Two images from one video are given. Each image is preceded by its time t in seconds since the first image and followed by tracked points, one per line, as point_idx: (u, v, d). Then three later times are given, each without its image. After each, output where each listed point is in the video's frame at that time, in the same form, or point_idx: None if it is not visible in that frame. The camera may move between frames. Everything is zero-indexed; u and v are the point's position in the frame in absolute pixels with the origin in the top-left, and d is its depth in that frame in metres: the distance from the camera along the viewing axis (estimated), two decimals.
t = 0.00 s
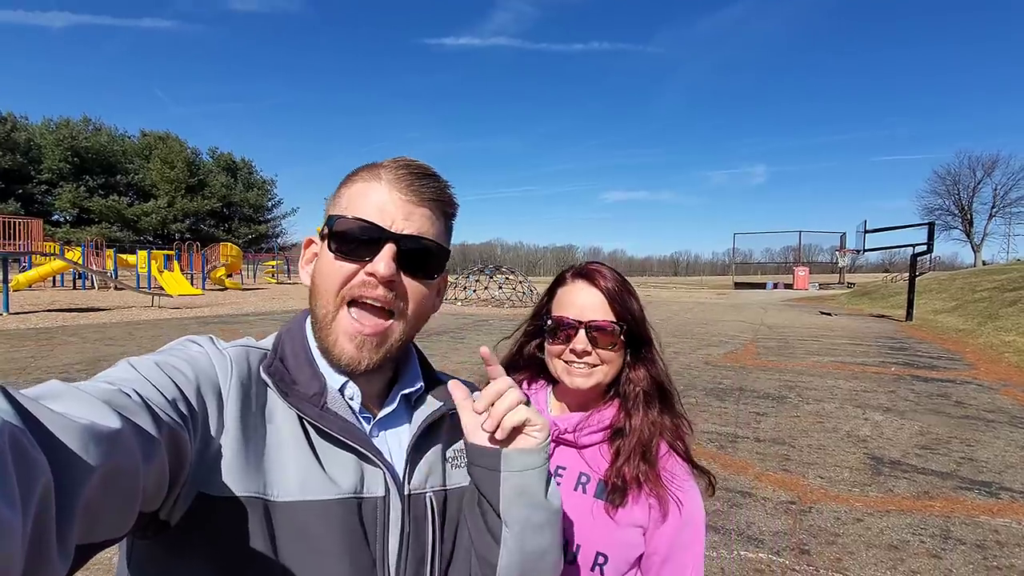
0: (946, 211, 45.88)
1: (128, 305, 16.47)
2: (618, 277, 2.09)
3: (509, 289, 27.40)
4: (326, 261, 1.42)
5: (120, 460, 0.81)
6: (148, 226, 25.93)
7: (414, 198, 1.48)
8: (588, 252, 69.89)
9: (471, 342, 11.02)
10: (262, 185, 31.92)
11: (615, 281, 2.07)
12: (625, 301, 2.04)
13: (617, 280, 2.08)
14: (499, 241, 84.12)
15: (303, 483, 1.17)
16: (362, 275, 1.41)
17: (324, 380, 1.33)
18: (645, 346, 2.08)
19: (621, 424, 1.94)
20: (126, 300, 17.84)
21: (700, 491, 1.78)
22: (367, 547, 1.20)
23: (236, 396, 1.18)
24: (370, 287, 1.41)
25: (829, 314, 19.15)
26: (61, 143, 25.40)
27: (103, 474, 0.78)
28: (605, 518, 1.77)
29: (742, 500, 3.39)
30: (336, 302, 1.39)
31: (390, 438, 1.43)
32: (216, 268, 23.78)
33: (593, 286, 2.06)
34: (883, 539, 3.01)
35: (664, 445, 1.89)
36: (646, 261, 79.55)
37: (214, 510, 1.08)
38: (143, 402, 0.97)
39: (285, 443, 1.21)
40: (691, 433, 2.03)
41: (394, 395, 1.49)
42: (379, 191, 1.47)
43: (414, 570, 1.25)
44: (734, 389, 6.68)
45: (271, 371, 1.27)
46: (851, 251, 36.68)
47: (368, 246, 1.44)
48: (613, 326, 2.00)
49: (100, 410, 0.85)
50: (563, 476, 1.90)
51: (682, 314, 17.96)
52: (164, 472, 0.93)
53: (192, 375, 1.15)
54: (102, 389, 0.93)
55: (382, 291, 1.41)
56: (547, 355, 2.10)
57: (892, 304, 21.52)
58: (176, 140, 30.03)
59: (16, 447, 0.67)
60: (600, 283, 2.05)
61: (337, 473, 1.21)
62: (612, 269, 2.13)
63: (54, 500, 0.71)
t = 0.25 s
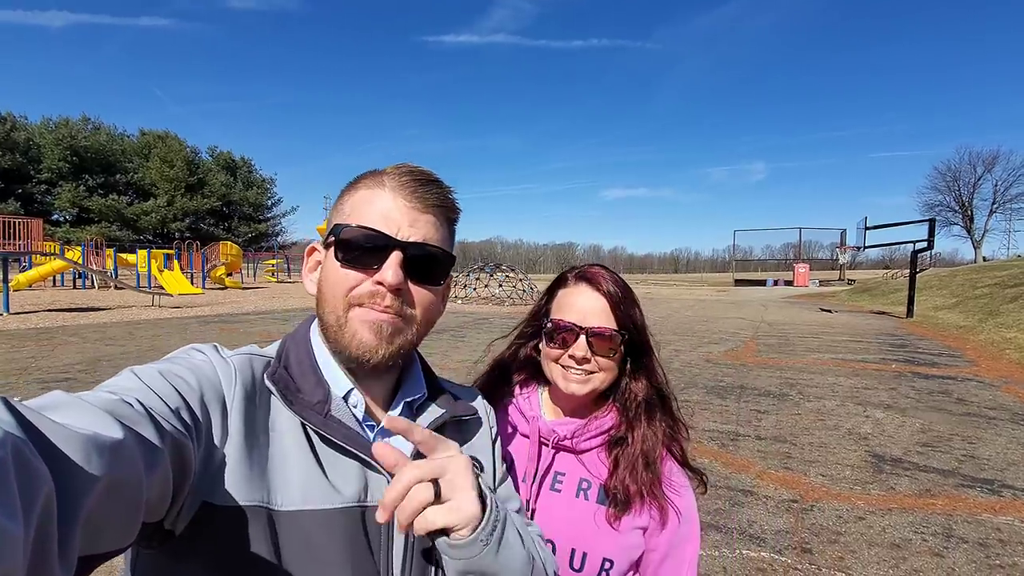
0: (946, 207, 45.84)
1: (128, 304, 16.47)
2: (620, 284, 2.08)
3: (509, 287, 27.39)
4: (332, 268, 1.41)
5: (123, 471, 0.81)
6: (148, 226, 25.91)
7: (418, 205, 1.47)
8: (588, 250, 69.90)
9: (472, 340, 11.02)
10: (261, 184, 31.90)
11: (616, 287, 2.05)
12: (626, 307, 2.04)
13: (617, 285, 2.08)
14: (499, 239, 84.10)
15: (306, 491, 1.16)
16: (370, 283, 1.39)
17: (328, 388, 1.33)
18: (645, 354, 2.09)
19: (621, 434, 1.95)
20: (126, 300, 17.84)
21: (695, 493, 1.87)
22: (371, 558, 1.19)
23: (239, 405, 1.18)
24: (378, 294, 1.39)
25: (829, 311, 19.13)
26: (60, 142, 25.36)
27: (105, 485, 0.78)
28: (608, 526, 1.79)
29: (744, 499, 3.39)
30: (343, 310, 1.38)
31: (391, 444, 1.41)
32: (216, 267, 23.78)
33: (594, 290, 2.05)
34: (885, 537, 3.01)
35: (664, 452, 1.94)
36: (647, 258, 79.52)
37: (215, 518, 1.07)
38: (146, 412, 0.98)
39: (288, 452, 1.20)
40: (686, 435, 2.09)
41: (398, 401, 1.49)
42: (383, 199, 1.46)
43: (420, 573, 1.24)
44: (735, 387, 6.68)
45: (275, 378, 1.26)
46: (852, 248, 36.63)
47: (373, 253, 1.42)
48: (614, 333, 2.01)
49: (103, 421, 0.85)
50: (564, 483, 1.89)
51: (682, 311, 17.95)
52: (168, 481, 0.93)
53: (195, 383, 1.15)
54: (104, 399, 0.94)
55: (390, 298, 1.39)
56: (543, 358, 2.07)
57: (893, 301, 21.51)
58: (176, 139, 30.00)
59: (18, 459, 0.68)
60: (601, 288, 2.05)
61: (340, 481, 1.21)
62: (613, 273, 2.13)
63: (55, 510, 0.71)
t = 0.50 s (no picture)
0: (948, 205, 45.74)
1: (129, 302, 16.48)
2: (619, 281, 2.10)
3: (510, 285, 27.38)
4: (335, 268, 1.41)
5: (125, 476, 0.81)
6: (148, 223, 25.93)
7: (417, 205, 1.48)
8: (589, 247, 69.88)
9: (472, 338, 11.03)
10: (262, 181, 31.90)
11: (616, 285, 2.07)
12: (628, 303, 2.06)
13: (618, 283, 2.09)
14: (500, 236, 84.08)
15: (311, 491, 1.17)
16: (373, 282, 1.39)
17: (329, 388, 1.33)
18: (647, 348, 2.11)
19: (630, 429, 1.96)
20: (127, 297, 17.86)
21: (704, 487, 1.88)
22: (378, 554, 1.19)
23: (241, 406, 1.19)
24: (382, 293, 1.39)
25: (830, 309, 19.12)
26: (61, 140, 25.36)
27: (109, 487, 0.79)
28: (622, 522, 1.78)
29: (743, 496, 3.40)
30: (347, 309, 1.38)
31: (397, 443, 1.40)
32: (217, 264, 23.80)
33: (594, 288, 2.06)
34: (885, 534, 3.02)
35: (673, 445, 1.96)
36: (647, 256, 79.50)
37: (220, 520, 1.08)
38: (148, 414, 0.98)
39: (292, 453, 1.21)
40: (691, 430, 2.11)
41: (399, 396, 1.46)
42: (383, 200, 1.47)
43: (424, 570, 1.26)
44: (736, 384, 6.69)
45: (276, 382, 1.26)
46: (853, 246, 36.59)
47: (376, 253, 1.42)
48: (616, 329, 2.01)
49: (105, 423, 0.85)
50: (577, 482, 1.88)
51: (683, 309, 17.96)
52: (171, 483, 0.93)
53: (196, 384, 1.16)
54: (106, 402, 0.94)
55: (393, 298, 1.39)
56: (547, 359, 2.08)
57: (893, 299, 21.49)
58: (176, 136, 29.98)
59: (24, 463, 0.68)
60: (600, 284, 2.06)
61: (345, 480, 1.21)
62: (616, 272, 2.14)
63: (61, 513, 0.70)
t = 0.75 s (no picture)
0: (952, 203, 45.59)
1: (134, 297, 16.56)
2: (624, 269, 2.14)
3: (513, 281, 27.41)
4: (319, 258, 1.41)
5: (113, 480, 0.81)
6: (152, 218, 26.00)
7: (385, 190, 1.54)
8: (592, 244, 69.86)
9: (475, 334, 11.08)
10: (265, 177, 31.96)
11: (620, 273, 2.11)
12: (633, 290, 2.08)
13: (620, 272, 2.13)
14: (503, 232, 84.11)
15: (302, 490, 1.18)
16: (361, 262, 1.42)
17: (317, 386, 1.34)
18: (656, 333, 2.16)
19: (650, 418, 1.98)
20: (132, 292, 17.94)
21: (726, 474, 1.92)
22: (371, 551, 1.20)
23: (229, 408, 1.19)
24: (371, 271, 1.43)
25: (833, 307, 19.12)
26: (65, 135, 25.42)
27: (97, 491, 0.79)
28: (650, 514, 1.80)
29: (743, 492, 3.42)
30: (341, 294, 1.40)
31: (385, 440, 1.42)
32: (221, 260, 23.88)
33: (601, 279, 2.09)
34: (883, 530, 3.04)
35: (694, 433, 1.99)
36: (650, 253, 79.44)
37: (211, 521, 1.08)
38: (134, 418, 0.98)
39: (283, 453, 1.21)
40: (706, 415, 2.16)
41: (383, 394, 1.47)
42: (353, 189, 1.51)
43: (416, 568, 1.26)
44: (737, 381, 6.71)
45: (267, 379, 1.29)
46: (857, 243, 36.54)
47: (355, 236, 1.45)
48: (626, 317, 2.04)
49: (91, 428, 0.85)
50: (599, 478, 1.89)
51: (686, 306, 17.98)
52: (159, 487, 0.94)
53: (182, 388, 1.16)
54: (92, 407, 0.94)
55: (384, 272, 1.44)
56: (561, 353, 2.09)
57: (897, 296, 21.47)
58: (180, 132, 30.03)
59: (9, 469, 0.68)
60: (608, 276, 2.09)
61: (336, 477, 1.23)
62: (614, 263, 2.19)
63: (48, 520, 0.70)
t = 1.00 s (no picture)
0: (958, 200, 45.37)
1: (139, 289, 16.62)
2: (646, 278, 2.14)
3: (516, 276, 27.40)
4: (328, 279, 1.39)
5: (113, 494, 0.82)
6: (156, 211, 26.04)
7: (400, 221, 1.53)
8: (595, 240, 69.74)
9: (479, 329, 11.10)
10: (269, 170, 31.97)
11: (643, 282, 2.11)
12: (656, 298, 2.08)
13: (643, 280, 2.14)
14: (506, 226, 84.03)
15: (297, 502, 1.18)
16: (371, 290, 1.38)
17: (312, 399, 1.34)
18: (680, 340, 2.17)
19: (676, 426, 1.97)
20: (137, 284, 18.01)
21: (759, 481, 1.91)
22: (366, 561, 1.20)
23: (222, 421, 1.19)
24: (381, 302, 1.38)
25: (837, 304, 19.08)
26: (70, 127, 25.45)
27: (99, 505, 0.79)
28: (680, 523, 1.78)
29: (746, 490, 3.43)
30: (347, 317, 1.37)
31: (380, 451, 1.42)
32: (224, 252, 23.94)
33: (623, 287, 2.09)
34: (886, 529, 3.04)
35: (723, 440, 1.99)
36: (654, 249, 79.32)
37: (206, 534, 1.07)
38: (130, 432, 0.98)
39: (277, 466, 1.21)
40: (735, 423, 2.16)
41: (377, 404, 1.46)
42: (368, 216, 1.51)
43: None
44: (741, 378, 6.71)
45: (261, 392, 1.30)
46: (861, 241, 36.43)
47: (367, 262, 1.42)
48: (649, 326, 2.02)
49: (89, 443, 0.86)
50: (625, 488, 1.88)
51: (689, 302, 17.97)
52: (157, 502, 0.93)
53: (175, 401, 1.16)
54: (88, 422, 0.94)
55: (392, 304, 1.39)
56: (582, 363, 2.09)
57: (901, 294, 21.41)
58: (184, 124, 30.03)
59: (10, 483, 0.68)
60: (629, 283, 2.10)
61: (330, 488, 1.23)
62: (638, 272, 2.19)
63: (49, 534, 0.71)
